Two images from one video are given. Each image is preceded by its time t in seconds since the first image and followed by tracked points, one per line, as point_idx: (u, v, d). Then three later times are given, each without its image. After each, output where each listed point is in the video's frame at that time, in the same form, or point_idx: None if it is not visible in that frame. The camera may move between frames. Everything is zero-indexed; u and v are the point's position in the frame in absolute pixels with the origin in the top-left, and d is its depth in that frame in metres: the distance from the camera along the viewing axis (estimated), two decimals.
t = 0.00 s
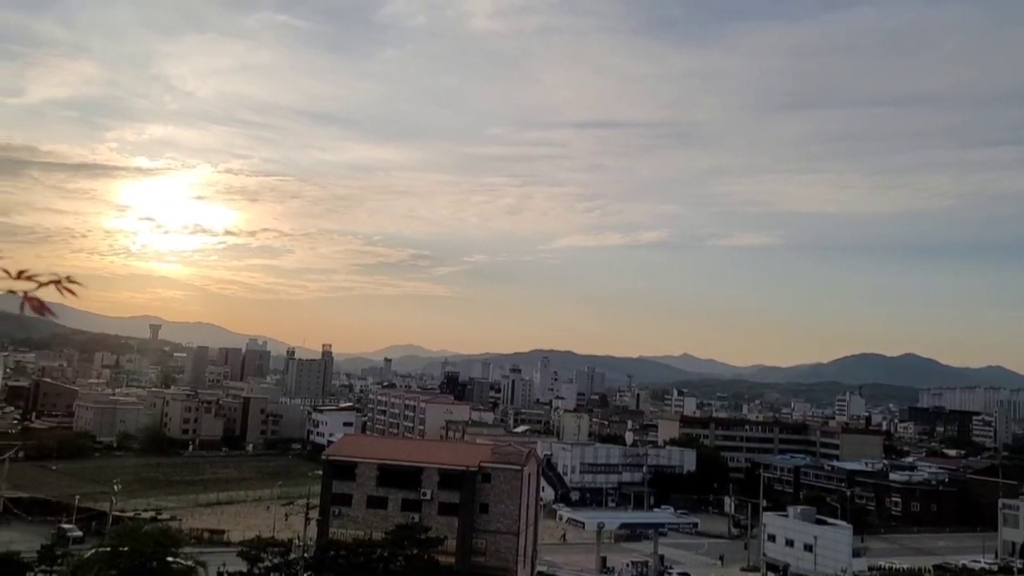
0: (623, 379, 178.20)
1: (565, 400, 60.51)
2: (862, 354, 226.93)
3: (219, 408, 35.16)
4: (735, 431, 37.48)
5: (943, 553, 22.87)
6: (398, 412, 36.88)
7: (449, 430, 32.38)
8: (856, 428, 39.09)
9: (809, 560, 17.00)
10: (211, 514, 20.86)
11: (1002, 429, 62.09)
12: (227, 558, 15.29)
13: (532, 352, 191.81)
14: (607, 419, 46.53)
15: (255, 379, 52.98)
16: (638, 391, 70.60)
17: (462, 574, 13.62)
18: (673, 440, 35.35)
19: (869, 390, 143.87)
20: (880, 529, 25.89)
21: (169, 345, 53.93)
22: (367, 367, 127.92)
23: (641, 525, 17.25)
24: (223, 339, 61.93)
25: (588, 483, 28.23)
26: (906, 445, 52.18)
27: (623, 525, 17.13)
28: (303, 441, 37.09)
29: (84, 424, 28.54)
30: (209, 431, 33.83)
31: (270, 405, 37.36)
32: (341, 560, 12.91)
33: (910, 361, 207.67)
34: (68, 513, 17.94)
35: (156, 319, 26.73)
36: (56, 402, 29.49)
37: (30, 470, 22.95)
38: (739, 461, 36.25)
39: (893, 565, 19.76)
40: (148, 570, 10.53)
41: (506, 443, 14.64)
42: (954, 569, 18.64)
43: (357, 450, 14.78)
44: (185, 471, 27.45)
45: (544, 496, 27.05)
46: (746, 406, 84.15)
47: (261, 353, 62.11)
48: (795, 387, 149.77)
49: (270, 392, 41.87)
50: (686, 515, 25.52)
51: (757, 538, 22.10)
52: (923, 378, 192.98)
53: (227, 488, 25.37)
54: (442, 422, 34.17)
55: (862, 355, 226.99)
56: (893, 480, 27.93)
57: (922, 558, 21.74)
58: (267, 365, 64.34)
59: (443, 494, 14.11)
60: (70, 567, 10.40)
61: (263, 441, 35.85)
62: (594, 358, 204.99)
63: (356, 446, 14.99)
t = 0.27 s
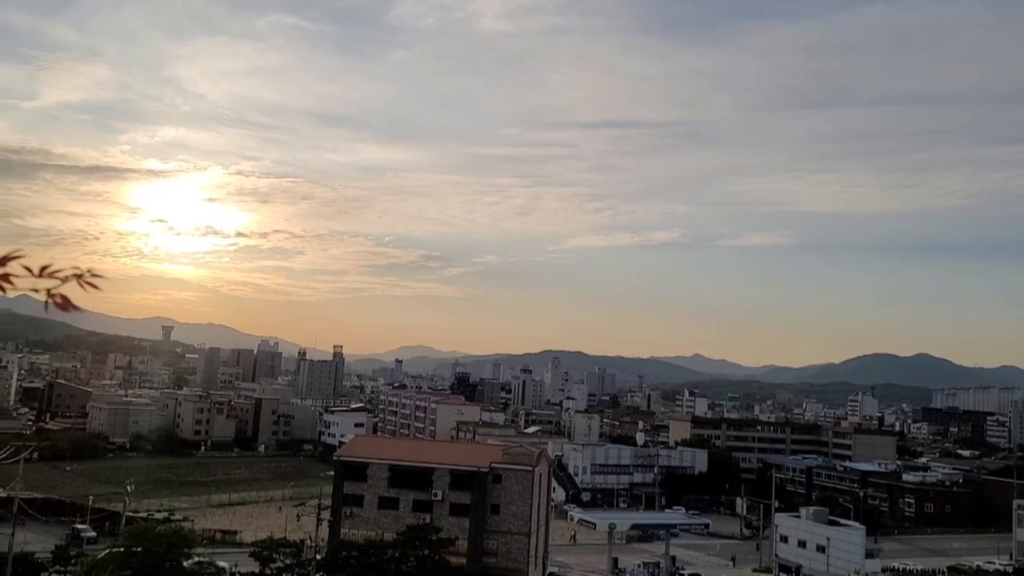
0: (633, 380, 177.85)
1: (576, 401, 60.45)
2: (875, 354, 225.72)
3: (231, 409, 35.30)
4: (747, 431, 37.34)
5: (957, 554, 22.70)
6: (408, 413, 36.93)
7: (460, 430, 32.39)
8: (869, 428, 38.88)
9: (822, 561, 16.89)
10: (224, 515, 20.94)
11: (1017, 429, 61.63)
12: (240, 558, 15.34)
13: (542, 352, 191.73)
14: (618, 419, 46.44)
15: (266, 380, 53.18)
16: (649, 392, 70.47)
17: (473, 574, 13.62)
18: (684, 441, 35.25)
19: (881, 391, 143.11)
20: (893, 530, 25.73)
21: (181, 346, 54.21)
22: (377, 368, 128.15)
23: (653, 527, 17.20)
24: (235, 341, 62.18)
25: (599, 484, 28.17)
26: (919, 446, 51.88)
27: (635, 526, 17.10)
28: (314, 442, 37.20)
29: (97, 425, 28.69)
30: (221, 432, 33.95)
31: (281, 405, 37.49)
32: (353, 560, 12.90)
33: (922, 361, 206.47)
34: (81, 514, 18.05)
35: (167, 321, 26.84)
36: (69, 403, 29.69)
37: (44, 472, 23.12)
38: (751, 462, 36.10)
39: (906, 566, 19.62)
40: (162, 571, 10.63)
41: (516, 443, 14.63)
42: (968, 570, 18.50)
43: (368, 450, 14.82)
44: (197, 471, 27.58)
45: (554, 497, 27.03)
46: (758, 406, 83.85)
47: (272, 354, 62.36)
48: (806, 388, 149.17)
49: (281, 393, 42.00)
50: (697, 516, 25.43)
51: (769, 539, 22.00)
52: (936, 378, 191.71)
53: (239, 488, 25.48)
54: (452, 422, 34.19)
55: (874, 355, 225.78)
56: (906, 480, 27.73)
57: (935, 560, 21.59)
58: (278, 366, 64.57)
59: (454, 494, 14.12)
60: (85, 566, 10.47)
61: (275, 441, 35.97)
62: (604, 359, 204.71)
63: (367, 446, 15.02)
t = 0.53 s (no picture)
0: (643, 380, 177.61)
1: (586, 401, 60.37)
2: (886, 355, 224.62)
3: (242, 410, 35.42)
4: (758, 432, 37.21)
5: (970, 555, 22.56)
6: (418, 414, 36.96)
7: (470, 431, 32.40)
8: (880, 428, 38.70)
9: (833, 562, 16.80)
10: (235, 516, 21.02)
11: None
12: (251, 559, 15.40)
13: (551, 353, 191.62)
14: (627, 420, 46.35)
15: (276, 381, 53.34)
16: (659, 392, 70.35)
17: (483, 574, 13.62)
18: (694, 441, 35.15)
19: (892, 391, 142.44)
20: (906, 531, 25.59)
21: (192, 347, 54.44)
22: (386, 368, 128.36)
23: (663, 527, 17.16)
24: (245, 342, 62.37)
25: (610, 484, 28.11)
26: (932, 446, 51.59)
27: (645, 526, 17.06)
28: (324, 443, 37.29)
29: (109, 426, 28.92)
30: (231, 433, 34.07)
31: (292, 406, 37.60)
32: (363, 561, 12.90)
33: (934, 361, 205.33)
34: (94, 514, 18.16)
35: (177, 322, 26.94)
36: (82, 404, 29.88)
37: (56, 473, 23.27)
38: (762, 463, 35.98)
39: (919, 567, 19.53)
40: (174, 571, 10.67)
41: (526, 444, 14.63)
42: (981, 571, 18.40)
43: (379, 451, 14.84)
44: (208, 472, 27.70)
45: (565, 498, 27.00)
46: (768, 406, 83.58)
47: (282, 355, 62.55)
48: (817, 388, 148.63)
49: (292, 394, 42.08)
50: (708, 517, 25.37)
51: (781, 540, 21.94)
52: (948, 377, 190.68)
53: (250, 489, 25.60)
54: (462, 423, 34.21)
55: (885, 355, 224.68)
56: (918, 480, 27.57)
57: (948, 560, 21.48)
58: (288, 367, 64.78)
59: (464, 495, 14.13)
60: (98, 567, 10.51)
61: (286, 442, 36.07)
62: (614, 359, 204.47)
63: (377, 447, 15.04)
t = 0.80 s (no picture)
0: (651, 381, 177.35)
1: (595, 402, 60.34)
2: (895, 354, 223.66)
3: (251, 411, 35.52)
4: (767, 432, 37.10)
5: (981, 555, 22.44)
6: (427, 415, 37.00)
7: (478, 432, 32.41)
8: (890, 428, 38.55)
9: (844, 562, 16.73)
10: (244, 517, 21.08)
11: None
12: (261, 560, 15.42)
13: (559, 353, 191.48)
14: (636, 420, 46.29)
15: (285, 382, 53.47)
16: (667, 393, 70.23)
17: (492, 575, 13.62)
18: (703, 442, 35.07)
19: (902, 391, 141.83)
20: (916, 531, 25.47)
21: (201, 349, 54.64)
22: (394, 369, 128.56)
23: (672, 527, 17.13)
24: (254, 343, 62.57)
25: (618, 485, 28.06)
26: (942, 446, 51.34)
27: (654, 527, 17.04)
28: (333, 443, 37.38)
29: (120, 428, 29.12)
30: (241, 434, 34.18)
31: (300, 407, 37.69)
32: (372, 562, 12.91)
33: (945, 360, 204.34)
34: (104, 515, 18.25)
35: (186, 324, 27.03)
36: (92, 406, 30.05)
37: (67, 474, 23.40)
38: (771, 463, 35.88)
39: (929, 567, 19.45)
40: (184, 572, 10.70)
41: (534, 445, 14.62)
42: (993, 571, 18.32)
43: (388, 452, 14.85)
44: (217, 473, 27.80)
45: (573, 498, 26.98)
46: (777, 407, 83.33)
47: (291, 356, 62.71)
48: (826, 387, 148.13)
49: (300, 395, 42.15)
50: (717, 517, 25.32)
51: (790, 540, 21.88)
52: (958, 377, 189.74)
53: (259, 490, 25.70)
54: (470, 424, 34.23)
55: (895, 354, 223.71)
56: (929, 480, 27.43)
57: (959, 561, 21.38)
58: (297, 368, 64.92)
59: (473, 496, 14.13)
60: (108, 568, 10.55)
61: (294, 443, 36.15)
62: (622, 359, 204.21)
63: (386, 448, 15.06)
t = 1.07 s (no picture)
0: (661, 381, 176.97)
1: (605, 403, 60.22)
2: (907, 353, 222.44)
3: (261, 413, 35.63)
4: (778, 432, 36.95)
5: (995, 555, 22.28)
6: (437, 416, 37.03)
7: (488, 433, 32.41)
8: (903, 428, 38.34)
9: (857, 562, 16.63)
10: (255, 518, 21.15)
11: None
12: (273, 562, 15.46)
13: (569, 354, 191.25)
14: (646, 421, 46.21)
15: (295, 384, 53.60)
16: (677, 394, 70.05)
17: None
18: (714, 442, 34.96)
19: (914, 390, 141.05)
20: (930, 531, 25.31)
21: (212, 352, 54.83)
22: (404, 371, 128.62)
23: (683, 528, 17.08)
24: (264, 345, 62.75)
25: (629, 486, 27.99)
26: (955, 446, 50.99)
27: (665, 527, 17.00)
28: (344, 445, 37.46)
29: (132, 430, 29.28)
30: (252, 436, 34.28)
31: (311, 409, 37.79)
32: (384, 562, 12.94)
33: (957, 359, 203.06)
34: (117, 517, 18.35)
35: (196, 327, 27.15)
36: (104, 408, 30.23)
37: (80, 476, 23.54)
38: (782, 463, 35.75)
39: (943, 568, 19.33)
40: (196, 573, 10.72)
41: (544, 446, 14.61)
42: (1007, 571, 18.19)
43: (398, 453, 14.87)
44: (229, 475, 27.90)
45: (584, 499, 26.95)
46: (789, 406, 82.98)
47: (301, 358, 62.86)
48: (837, 387, 147.35)
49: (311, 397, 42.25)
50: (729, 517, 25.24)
51: (803, 541, 21.80)
52: (971, 376, 188.54)
53: (271, 491, 25.78)
54: (480, 424, 34.22)
55: (907, 353, 222.49)
56: (942, 480, 27.25)
57: (973, 561, 21.23)
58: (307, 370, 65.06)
59: (483, 497, 14.13)
60: (121, 570, 10.59)
61: (305, 445, 36.25)
62: (632, 359, 203.80)
63: (396, 449, 15.08)
